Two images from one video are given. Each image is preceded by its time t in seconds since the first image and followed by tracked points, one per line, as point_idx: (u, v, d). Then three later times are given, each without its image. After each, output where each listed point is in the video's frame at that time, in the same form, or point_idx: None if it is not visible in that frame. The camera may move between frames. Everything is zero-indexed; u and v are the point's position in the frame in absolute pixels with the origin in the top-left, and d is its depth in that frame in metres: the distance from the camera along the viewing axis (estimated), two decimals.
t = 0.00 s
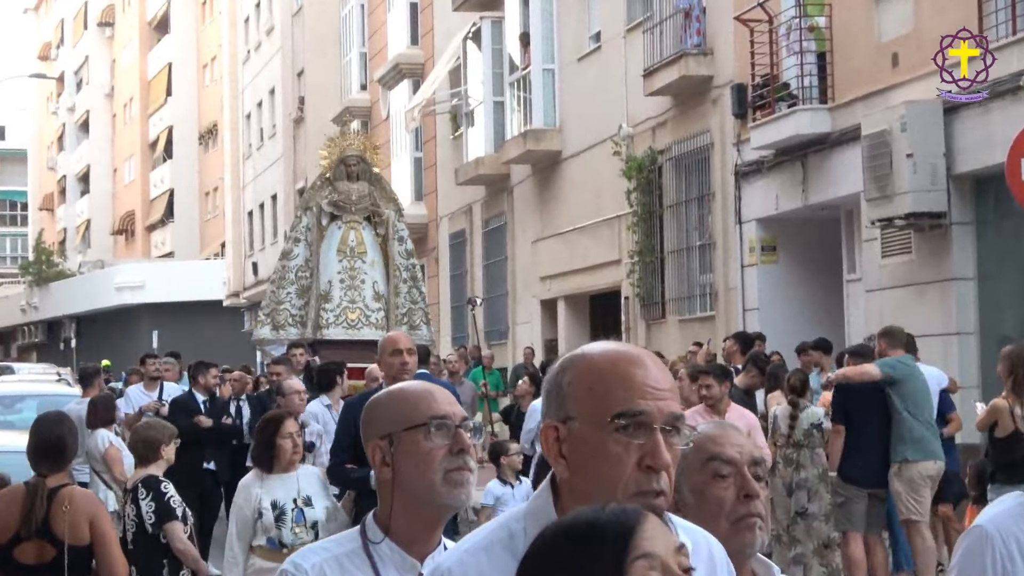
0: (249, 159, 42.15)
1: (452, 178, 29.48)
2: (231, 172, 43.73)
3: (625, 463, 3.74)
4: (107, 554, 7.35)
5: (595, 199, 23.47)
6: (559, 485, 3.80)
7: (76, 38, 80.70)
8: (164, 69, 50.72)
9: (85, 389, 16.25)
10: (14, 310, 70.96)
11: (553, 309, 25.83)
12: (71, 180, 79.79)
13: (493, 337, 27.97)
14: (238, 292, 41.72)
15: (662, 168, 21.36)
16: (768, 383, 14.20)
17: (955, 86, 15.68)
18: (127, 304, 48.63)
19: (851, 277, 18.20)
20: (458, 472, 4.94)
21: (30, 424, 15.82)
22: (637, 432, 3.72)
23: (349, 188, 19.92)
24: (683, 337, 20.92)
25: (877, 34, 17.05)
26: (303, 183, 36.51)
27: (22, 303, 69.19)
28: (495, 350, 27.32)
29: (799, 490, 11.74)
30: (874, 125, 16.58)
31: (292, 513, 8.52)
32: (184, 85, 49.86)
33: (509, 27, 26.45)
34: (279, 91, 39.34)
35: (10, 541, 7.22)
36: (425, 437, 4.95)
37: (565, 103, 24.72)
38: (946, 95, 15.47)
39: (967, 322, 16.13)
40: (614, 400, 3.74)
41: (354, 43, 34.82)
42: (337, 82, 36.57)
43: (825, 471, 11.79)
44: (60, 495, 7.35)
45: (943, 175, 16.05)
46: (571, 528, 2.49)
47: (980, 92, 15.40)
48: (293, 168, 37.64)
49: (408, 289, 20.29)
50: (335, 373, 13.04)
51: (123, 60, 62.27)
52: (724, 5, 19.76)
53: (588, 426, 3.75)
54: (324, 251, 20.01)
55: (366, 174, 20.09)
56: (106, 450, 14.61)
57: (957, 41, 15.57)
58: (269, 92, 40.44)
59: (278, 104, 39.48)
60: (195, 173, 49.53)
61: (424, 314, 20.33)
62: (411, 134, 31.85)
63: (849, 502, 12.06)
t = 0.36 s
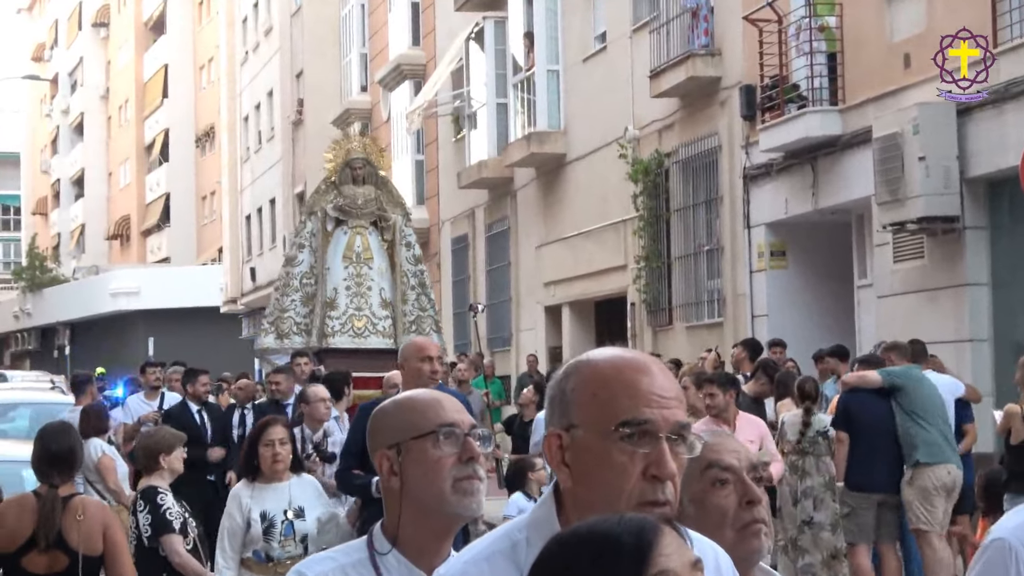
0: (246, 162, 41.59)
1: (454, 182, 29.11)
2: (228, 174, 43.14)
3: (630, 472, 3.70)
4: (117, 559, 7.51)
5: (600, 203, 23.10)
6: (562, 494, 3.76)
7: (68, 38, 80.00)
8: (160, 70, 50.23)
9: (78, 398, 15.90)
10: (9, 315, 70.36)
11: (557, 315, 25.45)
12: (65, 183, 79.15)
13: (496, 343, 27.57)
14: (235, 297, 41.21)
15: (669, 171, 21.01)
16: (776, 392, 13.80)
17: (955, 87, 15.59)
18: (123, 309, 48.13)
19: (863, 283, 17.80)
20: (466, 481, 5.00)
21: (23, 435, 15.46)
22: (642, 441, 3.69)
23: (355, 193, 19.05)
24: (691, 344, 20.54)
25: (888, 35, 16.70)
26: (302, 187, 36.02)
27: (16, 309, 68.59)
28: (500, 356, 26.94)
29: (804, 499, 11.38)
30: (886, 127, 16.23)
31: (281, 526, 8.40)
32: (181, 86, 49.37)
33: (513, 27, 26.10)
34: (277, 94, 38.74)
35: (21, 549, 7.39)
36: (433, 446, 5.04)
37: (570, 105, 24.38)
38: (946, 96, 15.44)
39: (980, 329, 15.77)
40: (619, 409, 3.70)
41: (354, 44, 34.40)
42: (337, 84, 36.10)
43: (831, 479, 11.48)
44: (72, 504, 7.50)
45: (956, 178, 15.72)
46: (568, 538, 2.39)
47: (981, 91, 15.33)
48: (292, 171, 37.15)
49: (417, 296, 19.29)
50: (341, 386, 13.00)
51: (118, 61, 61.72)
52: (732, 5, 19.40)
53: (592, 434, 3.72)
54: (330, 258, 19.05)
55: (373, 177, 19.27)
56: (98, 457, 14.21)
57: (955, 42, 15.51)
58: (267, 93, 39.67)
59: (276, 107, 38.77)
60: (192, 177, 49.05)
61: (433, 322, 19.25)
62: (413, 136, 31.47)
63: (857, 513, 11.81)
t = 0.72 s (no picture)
0: (240, 165, 41.03)
1: (453, 184, 28.77)
2: (222, 177, 42.54)
3: (647, 478, 3.48)
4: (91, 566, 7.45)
5: (603, 205, 22.74)
6: (568, 502, 3.54)
7: (57, 38, 79.46)
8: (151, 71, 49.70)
9: (67, 406, 15.54)
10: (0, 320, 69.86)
11: (558, 320, 25.10)
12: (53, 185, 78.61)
13: (497, 349, 27.23)
14: (229, 304, 40.74)
15: (672, 173, 20.63)
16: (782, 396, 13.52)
17: (953, 86, 15.42)
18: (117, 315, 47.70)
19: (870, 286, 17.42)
20: (470, 492, 4.86)
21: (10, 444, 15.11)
22: (659, 443, 3.47)
23: (365, 191, 18.45)
24: (695, 348, 20.19)
25: (896, 32, 16.35)
26: (297, 189, 35.58)
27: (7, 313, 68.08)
28: (500, 363, 26.60)
29: (803, 504, 10.86)
30: (894, 127, 15.83)
31: (275, 539, 8.07)
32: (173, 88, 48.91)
33: (512, 27, 25.77)
34: (271, 95, 38.05)
35: None
36: (438, 455, 4.90)
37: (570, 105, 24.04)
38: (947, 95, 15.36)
39: (990, 335, 15.41)
40: (632, 414, 3.48)
41: (350, 44, 33.90)
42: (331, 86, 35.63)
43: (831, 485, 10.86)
44: (38, 515, 7.43)
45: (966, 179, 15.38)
46: (567, 545, 2.28)
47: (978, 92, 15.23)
48: (286, 174, 36.61)
49: (429, 299, 18.71)
50: (345, 391, 12.51)
51: (108, 62, 61.23)
52: (736, 3, 19.06)
53: (603, 438, 3.49)
54: (339, 258, 18.52)
55: (384, 176, 18.68)
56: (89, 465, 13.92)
57: (954, 42, 15.38)
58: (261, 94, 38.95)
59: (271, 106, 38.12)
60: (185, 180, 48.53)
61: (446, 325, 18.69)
62: (410, 138, 31.09)
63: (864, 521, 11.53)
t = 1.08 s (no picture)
0: (234, 167, 40.52)
1: (452, 187, 28.43)
2: (214, 180, 42.06)
3: (655, 486, 3.36)
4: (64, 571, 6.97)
5: (604, 209, 22.41)
6: (573, 507, 3.43)
7: (48, 38, 78.83)
8: (143, 73, 49.28)
9: (57, 413, 15.21)
10: None
11: (559, 326, 24.78)
12: (44, 189, 78.04)
13: (496, 355, 26.91)
14: (224, 308, 40.34)
15: (675, 175, 20.30)
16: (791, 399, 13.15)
17: (954, 88, 15.14)
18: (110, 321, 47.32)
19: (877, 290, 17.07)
20: (473, 510, 4.66)
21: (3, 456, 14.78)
22: (668, 450, 3.35)
23: (364, 193, 18.08)
24: (699, 353, 19.84)
25: (903, 31, 16.03)
26: (292, 192, 35.18)
27: None
28: (499, 369, 26.29)
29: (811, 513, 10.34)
30: (902, 128, 15.49)
31: (272, 553, 8.00)
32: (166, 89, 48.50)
33: (512, 26, 25.43)
34: (266, 96, 37.52)
35: None
36: (444, 468, 4.68)
37: (571, 106, 23.70)
38: (947, 95, 15.05)
39: (1001, 339, 15.07)
40: (641, 420, 3.35)
41: (345, 44, 33.47)
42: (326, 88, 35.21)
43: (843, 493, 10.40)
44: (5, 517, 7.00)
45: (975, 181, 15.06)
46: (560, 553, 2.22)
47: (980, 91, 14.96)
48: (280, 177, 36.15)
49: (429, 304, 18.41)
50: (358, 400, 12.14)
51: (98, 63, 60.73)
52: (740, 2, 18.72)
53: (610, 447, 3.37)
54: (338, 263, 18.09)
55: (382, 177, 18.29)
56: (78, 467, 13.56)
57: (954, 43, 15.20)
58: (256, 95, 38.41)
59: (266, 108, 37.59)
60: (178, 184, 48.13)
61: (447, 329, 18.40)
62: (408, 140, 30.74)
63: (873, 531, 11.20)
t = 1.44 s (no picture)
0: (230, 168, 40.02)
1: (453, 189, 28.09)
2: (211, 181, 41.59)
3: (659, 495, 3.37)
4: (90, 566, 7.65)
5: (609, 212, 22.08)
6: (575, 515, 3.45)
7: (42, 37, 78.22)
8: (140, 73, 48.86)
9: (50, 417, 14.89)
10: None
11: (563, 331, 24.44)
12: (37, 191, 77.39)
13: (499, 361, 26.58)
14: (220, 312, 39.92)
15: (682, 176, 19.95)
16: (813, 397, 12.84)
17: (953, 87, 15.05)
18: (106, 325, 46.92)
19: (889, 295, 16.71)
20: (472, 520, 4.81)
21: None
22: (672, 457, 3.37)
23: (355, 192, 17.67)
24: (706, 359, 19.49)
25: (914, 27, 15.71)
26: (290, 194, 34.77)
27: None
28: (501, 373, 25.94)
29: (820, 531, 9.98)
30: (914, 128, 15.15)
31: (252, 566, 7.85)
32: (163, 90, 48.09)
33: (516, 25, 25.10)
34: (264, 95, 37.00)
35: None
36: (442, 479, 4.85)
37: (576, 106, 23.38)
38: (947, 95, 14.79)
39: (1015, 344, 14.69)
40: (644, 426, 3.38)
41: (344, 42, 33.01)
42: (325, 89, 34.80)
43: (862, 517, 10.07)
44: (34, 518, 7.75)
45: (989, 183, 14.68)
46: (565, 559, 2.23)
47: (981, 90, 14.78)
48: (279, 178, 35.64)
49: (421, 307, 18.08)
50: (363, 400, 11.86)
51: (93, 63, 60.21)
52: None
53: (613, 454, 3.38)
54: (328, 264, 17.75)
55: (374, 176, 17.88)
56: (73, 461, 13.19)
57: (956, 43, 15.01)
58: (253, 95, 37.92)
59: (263, 108, 37.11)
60: (174, 186, 47.68)
61: (440, 334, 18.11)
62: (409, 140, 30.36)
63: (877, 542, 10.88)
